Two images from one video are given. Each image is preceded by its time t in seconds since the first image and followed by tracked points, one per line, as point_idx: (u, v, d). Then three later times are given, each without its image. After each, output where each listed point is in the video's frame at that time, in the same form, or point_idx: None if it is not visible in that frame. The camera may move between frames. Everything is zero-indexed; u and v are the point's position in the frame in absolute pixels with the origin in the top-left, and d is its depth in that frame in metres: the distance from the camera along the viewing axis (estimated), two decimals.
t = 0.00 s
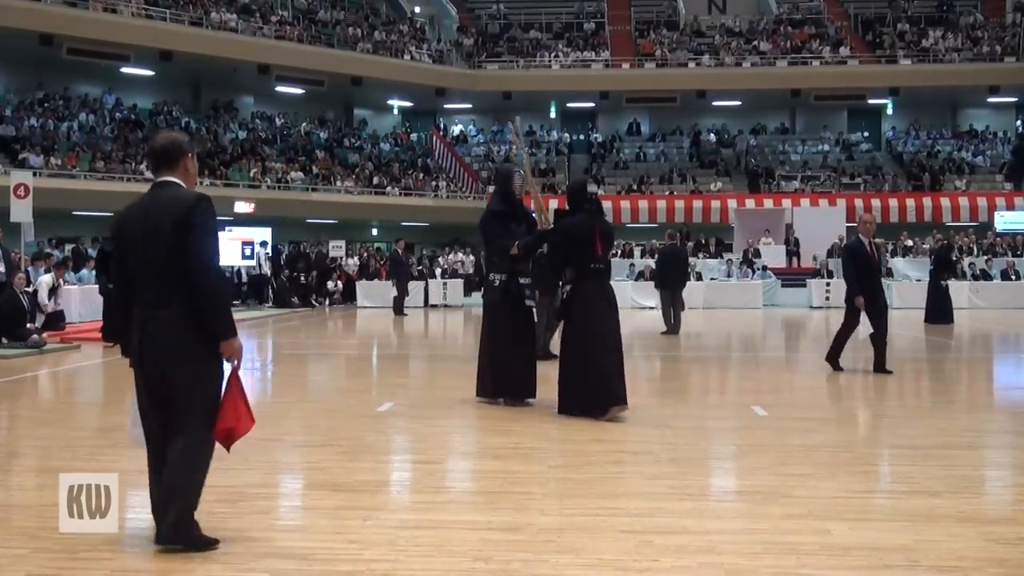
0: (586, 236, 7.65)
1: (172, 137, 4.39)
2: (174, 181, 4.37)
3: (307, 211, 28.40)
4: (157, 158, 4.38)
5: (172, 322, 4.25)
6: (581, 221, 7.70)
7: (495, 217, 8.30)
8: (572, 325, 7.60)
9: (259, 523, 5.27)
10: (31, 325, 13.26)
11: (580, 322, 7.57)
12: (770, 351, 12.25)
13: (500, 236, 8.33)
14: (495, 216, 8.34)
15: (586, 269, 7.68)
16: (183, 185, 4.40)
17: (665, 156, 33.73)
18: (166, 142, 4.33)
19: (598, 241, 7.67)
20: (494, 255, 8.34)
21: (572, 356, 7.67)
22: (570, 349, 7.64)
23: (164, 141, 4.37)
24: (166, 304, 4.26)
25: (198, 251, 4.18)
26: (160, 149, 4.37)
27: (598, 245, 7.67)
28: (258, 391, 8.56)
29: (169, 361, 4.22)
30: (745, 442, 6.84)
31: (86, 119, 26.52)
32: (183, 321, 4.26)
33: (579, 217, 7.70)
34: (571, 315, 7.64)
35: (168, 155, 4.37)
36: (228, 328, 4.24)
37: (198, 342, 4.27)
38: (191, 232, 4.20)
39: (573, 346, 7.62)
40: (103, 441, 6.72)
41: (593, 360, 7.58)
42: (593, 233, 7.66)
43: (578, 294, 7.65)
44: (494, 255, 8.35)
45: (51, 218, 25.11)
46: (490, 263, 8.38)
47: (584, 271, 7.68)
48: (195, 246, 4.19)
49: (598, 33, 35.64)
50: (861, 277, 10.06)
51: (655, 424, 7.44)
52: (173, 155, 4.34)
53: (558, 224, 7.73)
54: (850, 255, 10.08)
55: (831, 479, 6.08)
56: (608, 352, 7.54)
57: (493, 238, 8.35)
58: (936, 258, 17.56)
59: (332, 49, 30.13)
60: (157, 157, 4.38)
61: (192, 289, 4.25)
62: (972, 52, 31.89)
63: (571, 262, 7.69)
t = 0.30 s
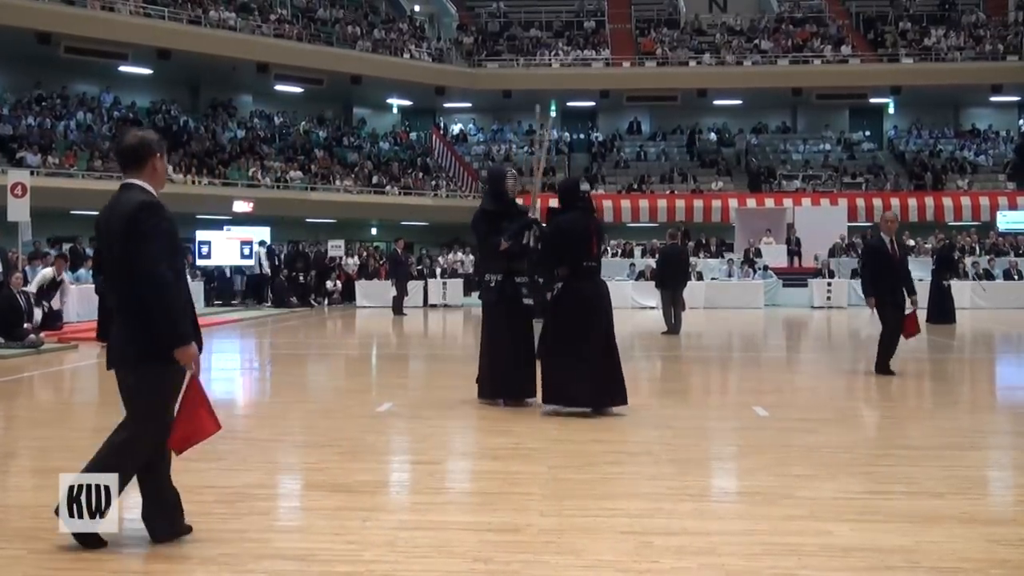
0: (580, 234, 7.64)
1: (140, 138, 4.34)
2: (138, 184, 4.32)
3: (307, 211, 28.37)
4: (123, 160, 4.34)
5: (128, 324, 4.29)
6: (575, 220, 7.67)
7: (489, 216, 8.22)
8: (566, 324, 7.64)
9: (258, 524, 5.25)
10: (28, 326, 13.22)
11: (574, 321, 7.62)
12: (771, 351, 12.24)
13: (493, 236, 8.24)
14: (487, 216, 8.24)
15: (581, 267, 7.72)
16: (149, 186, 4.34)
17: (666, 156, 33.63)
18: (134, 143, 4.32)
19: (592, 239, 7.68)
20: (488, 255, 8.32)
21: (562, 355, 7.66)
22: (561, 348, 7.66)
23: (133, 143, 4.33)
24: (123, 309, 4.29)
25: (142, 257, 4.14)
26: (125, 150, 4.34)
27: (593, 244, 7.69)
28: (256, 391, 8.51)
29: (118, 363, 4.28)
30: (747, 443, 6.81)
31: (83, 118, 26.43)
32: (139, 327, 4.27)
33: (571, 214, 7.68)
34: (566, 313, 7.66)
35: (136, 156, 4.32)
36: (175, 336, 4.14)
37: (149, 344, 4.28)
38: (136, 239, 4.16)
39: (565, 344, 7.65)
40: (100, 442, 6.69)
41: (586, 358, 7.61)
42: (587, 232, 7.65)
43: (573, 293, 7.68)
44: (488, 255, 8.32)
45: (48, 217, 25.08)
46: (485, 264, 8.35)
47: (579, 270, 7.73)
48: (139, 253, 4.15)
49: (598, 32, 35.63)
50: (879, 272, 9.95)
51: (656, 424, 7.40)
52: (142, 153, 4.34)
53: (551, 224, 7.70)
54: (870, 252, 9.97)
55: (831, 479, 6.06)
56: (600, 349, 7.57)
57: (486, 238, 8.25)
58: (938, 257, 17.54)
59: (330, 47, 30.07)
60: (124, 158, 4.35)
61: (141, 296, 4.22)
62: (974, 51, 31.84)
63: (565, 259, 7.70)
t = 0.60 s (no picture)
0: (565, 236, 7.42)
1: (82, 133, 4.17)
2: (77, 181, 4.16)
3: (305, 208, 28.23)
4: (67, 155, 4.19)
5: (56, 326, 4.15)
6: (558, 221, 7.47)
7: (466, 224, 8.05)
8: (548, 327, 7.44)
9: (249, 531, 5.08)
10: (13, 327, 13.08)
11: (557, 323, 7.43)
12: (777, 352, 12.05)
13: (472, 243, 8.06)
14: (463, 224, 8.07)
15: (565, 270, 7.48)
16: (91, 184, 4.18)
17: (670, 151, 33.41)
18: (77, 138, 4.15)
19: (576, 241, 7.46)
20: (467, 261, 8.08)
21: (547, 356, 7.52)
22: (543, 350, 7.50)
23: (75, 138, 4.15)
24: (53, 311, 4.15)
25: (71, 258, 4.00)
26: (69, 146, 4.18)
27: (578, 246, 7.47)
28: (248, 393, 8.34)
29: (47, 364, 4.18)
30: (753, 447, 6.63)
31: (70, 113, 26.37)
32: (65, 329, 4.12)
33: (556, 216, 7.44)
34: (548, 317, 7.45)
35: (79, 152, 4.16)
36: (104, 342, 4.02)
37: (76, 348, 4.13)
38: (67, 240, 4.01)
39: (549, 347, 7.47)
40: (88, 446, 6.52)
41: (572, 358, 7.47)
42: (571, 232, 7.46)
43: (555, 296, 7.45)
44: (468, 261, 8.08)
45: (36, 214, 25.01)
46: (463, 273, 8.16)
47: (562, 272, 7.49)
48: (68, 254, 4.00)
49: (601, 24, 35.43)
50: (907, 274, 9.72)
51: (659, 427, 7.22)
52: (88, 148, 4.18)
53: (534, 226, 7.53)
54: (898, 255, 9.74)
55: (840, 485, 5.88)
56: (586, 349, 7.42)
57: (465, 245, 8.08)
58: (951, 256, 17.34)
59: (324, 39, 29.88)
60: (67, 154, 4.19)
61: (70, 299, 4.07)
62: (988, 44, 31.59)
63: (548, 262, 7.46)
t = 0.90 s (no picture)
0: (546, 234, 7.29)
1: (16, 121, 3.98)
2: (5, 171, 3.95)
3: (299, 205, 27.83)
4: None
5: None
6: (535, 218, 7.29)
7: (433, 218, 8.06)
8: (524, 328, 7.22)
9: (237, 542, 4.84)
10: None
11: (533, 323, 7.20)
12: (789, 355, 11.73)
13: (440, 237, 8.06)
14: (432, 218, 8.07)
15: (544, 269, 7.33)
16: (21, 176, 3.99)
17: (677, 146, 33.12)
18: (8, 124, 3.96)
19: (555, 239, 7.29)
20: (439, 257, 8.07)
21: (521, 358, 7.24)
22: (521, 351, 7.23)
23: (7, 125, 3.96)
24: None
25: None
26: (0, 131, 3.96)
27: (556, 244, 7.30)
28: (237, 398, 8.06)
29: None
30: (764, 454, 6.36)
31: (50, 106, 26.27)
32: None
33: (536, 212, 7.31)
34: (526, 316, 7.23)
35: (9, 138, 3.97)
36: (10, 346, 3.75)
37: None
38: None
39: (528, 346, 7.22)
40: (70, 452, 6.27)
41: (551, 360, 7.19)
42: (550, 230, 7.28)
43: (531, 295, 7.28)
44: (440, 256, 8.06)
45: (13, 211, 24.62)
46: (434, 267, 8.12)
47: (541, 271, 7.34)
48: None
49: (605, 14, 35.13)
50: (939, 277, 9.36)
51: (665, 433, 6.95)
52: (17, 137, 4.00)
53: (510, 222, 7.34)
54: (930, 256, 9.40)
55: (855, 493, 5.63)
56: (563, 352, 7.18)
57: (436, 240, 8.05)
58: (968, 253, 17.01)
59: (317, 29, 29.61)
60: None
61: None
62: (1010, 34, 31.16)
63: (526, 260, 7.31)
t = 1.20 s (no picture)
0: (530, 234, 7.12)
1: None
2: None
3: (289, 203, 27.55)
4: None
5: None
6: (522, 215, 7.12)
7: (402, 213, 7.80)
8: (507, 331, 7.08)
9: (227, 554, 4.61)
10: None
11: (517, 326, 7.07)
12: (802, 359, 11.44)
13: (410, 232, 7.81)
14: (401, 212, 7.81)
15: (527, 269, 7.16)
16: None
17: (685, 141, 32.81)
18: None
19: (539, 237, 7.15)
20: (408, 253, 7.82)
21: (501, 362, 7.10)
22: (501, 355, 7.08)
23: None
24: None
25: None
26: None
27: (541, 243, 7.16)
28: (226, 404, 7.81)
29: None
30: (775, 462, 6.12)
31: (33, 99, 26.08)
32: None
33: (520, 211, 7.13)
34: (508, 318, 7.09)
35: None
36: None
37: None
38: None
39: (507, 351, 7.08)
40: (53, 460, 6.03)
41: (531, 364, 7.07)
42: (534, 228, 7.13)
43: (514, 296, 7.12)
44: (409, 253, 7.82)
45: None
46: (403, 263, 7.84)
47: (524, 271, 7.17)
48: None
49: (611, 3, 34.82)
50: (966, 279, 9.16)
51: (672, 440, 6.70)
52: None
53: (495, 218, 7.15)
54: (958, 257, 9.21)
55: (871, 503, 5.39)
56: (541, 357, 7.06)
57: (405, 236, 7.81)
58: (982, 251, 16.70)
59: (311, 20, 29.36)
60: None
61: None
62: None
63: (509, 260, 7.15)
